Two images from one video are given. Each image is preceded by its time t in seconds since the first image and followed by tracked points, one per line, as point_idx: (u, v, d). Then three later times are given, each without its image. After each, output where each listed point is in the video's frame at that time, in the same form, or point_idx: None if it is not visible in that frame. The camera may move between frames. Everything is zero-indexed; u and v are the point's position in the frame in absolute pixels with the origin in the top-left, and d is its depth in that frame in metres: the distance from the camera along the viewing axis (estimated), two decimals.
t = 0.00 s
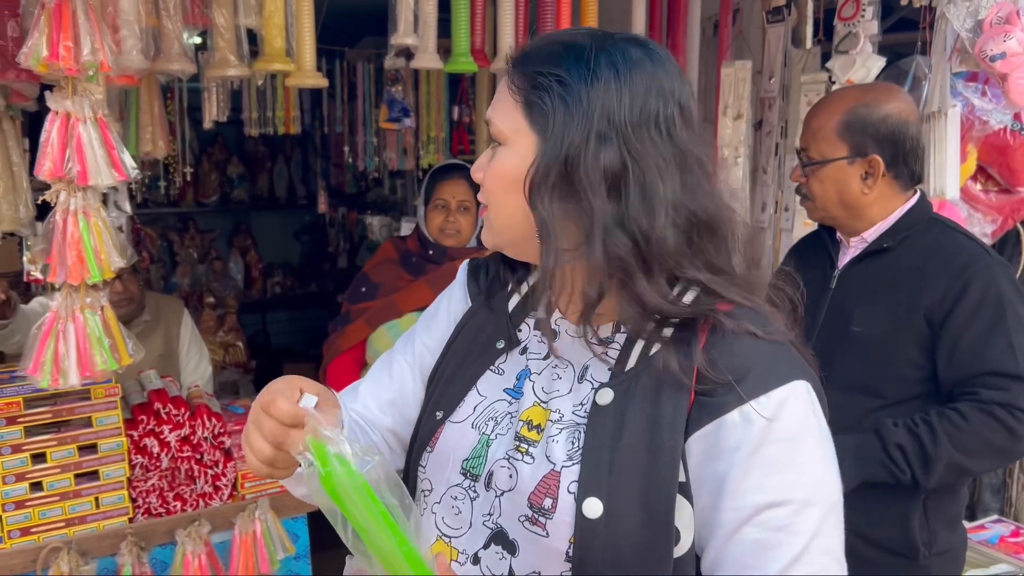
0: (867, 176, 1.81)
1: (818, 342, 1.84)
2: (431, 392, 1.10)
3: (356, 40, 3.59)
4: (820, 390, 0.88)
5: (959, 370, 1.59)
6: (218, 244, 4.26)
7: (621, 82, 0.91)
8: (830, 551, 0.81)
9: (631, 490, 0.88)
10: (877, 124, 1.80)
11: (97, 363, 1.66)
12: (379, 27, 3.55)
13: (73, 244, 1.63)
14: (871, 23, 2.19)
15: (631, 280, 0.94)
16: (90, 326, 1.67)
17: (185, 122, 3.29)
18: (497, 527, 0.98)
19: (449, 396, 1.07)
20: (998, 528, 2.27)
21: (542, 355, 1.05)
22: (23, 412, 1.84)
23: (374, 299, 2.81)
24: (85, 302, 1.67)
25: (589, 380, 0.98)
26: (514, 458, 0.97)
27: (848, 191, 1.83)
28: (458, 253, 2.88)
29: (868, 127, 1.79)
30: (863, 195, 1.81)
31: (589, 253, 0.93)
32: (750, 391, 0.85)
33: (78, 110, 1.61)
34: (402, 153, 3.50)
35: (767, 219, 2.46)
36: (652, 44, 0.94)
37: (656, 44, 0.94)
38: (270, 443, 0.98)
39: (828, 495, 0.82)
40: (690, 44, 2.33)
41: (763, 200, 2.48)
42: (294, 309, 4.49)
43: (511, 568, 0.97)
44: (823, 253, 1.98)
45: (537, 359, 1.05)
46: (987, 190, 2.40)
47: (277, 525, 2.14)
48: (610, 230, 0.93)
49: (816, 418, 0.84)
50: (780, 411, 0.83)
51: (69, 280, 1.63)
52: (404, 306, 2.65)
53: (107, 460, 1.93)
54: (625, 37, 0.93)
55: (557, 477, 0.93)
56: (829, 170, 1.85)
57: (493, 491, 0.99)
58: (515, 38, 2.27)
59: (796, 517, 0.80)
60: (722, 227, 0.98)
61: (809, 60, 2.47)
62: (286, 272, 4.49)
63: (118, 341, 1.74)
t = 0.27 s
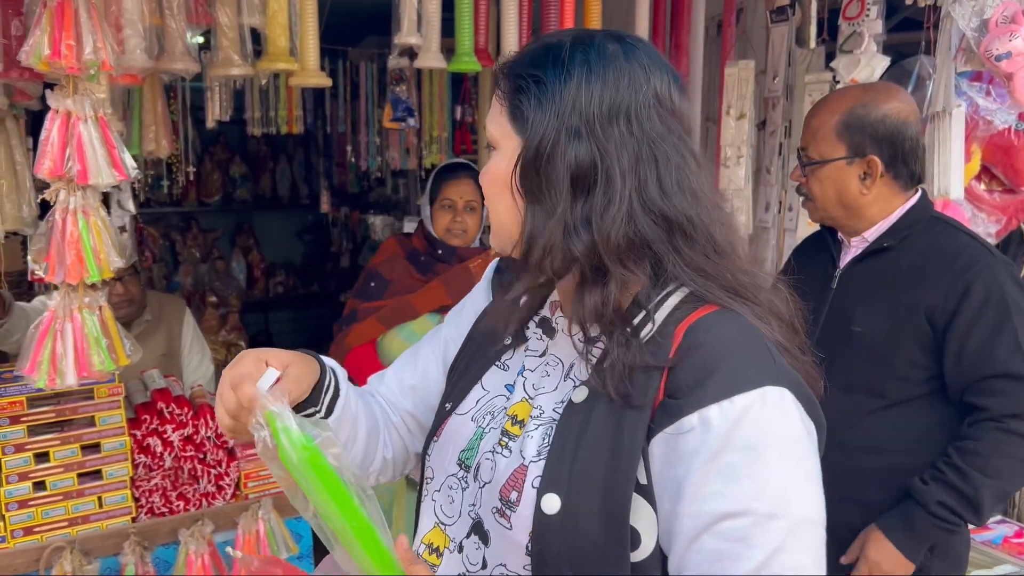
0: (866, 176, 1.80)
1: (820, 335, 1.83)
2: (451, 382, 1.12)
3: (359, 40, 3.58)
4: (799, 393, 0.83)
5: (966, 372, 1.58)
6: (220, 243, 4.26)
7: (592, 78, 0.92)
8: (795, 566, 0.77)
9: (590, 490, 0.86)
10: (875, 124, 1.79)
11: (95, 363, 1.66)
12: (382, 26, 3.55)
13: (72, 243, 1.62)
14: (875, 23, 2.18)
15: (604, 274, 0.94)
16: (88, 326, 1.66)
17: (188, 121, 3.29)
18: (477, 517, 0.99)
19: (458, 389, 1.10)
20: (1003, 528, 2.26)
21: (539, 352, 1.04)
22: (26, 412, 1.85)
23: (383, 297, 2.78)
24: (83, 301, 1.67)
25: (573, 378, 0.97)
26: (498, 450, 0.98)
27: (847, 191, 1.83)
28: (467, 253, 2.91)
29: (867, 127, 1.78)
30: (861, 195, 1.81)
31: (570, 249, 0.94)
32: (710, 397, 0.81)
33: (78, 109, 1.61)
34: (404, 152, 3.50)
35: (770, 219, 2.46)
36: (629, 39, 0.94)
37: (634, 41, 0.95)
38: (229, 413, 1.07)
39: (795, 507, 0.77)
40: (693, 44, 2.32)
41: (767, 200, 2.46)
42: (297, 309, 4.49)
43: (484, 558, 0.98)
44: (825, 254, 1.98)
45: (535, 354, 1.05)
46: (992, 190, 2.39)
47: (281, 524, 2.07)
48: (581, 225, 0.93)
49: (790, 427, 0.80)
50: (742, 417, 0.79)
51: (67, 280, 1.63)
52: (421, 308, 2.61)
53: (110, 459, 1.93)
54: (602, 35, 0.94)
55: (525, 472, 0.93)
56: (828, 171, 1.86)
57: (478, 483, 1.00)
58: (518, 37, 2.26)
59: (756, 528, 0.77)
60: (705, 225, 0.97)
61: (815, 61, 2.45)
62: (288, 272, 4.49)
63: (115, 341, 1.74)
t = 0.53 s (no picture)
0: (866, 176, 1.80)
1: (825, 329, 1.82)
2: (464, 377, 1.13)
3: (361, 39, 3.58)
4: (791, 405, 0.80)
5: (966, 372, 1.56)
6: (222, 243, 4.26)
7: (593, 79, 0.91)
8: None
9: (574, 492, 0.85)
10: (872, 124, 1.79)
11: (99, 363, 1.65)
12: (384, 26, 3.55)
13: (77, 243, 1.62)
14: (879, 23, 2.18)
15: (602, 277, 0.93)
16: (92, 325, 1.66)
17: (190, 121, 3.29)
18: (472, 513, 1.00)
19: (468, 385, 1.10)
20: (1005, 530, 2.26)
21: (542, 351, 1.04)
22: (28, 412, 1.85)
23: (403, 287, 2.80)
24: (87, 301, 1.67)
25: (570, 379, 0.97)
26: (495, 446, 0.98)
27: (848, 193, 1.83)
28: (474, 254, 2.94)
29: (863, 128, 1.79)
30: (862, 195, 1.81)
31: (568, 251, 0.94)
32: (698, 402, 0.80)
33: (82, 108, 1.61)
34: (406, 152, 3.50)
35: (773, 220, 2.43)
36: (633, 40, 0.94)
37: (638, 41, 0.94)
38: (221, 390, 1.08)
39: (780, 520, 0.75)
40: (696, 45, 2.32)
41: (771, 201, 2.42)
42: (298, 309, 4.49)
43: (476, 554, 0.98)
44: (826, 255, 1.98)
45: (539, 351, 1.04)
46: (996, 191, 2.39)
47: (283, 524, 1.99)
48: (581, 226, 0.93)
49: (779, 438, 0.77)
50: (727, 425, 0.78)
51: (73, 280, 1.62)
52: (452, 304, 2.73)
53: (112, 459, 1.93)
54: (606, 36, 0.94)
55: (513, 471, 0.92)
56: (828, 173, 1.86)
57: (475, 480, 1.00)
58: (521, 37, 2.26)
59: (738, 540, 0.75)
60: (707, 229, 0.96)
61: (819, 61, 2.47)
62: (289, 271, 4.49)
63: (119, 341, 1.73)
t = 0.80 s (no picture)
0: (862, 176, 1.80)
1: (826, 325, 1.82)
2: (466, 378, 1.13)
3: (362, 39, 3.58)
4: (797, 407, 0.80)
5: (967, 368, 1.56)
6: (222, 243, 4.26)
7: (600, 78, 0.91)
8: None
9: (578, 493, 0.85)
10: (869, 124, 1.79)
11: (109, 362, 1.65)
12: (385, 26, 3.55)
13: (85, 242, 1.62)
14: (881, 24, 2.18)
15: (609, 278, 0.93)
16: (102, 324, 1.66)
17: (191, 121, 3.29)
18: (475, 513, 1.00)
19: (472, 383, 1.09)
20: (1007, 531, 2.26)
21: (546, 352, 1.04)
22: (29, 411, 1.85)
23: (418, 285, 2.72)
24: (96, 300, 1.67)
25: (576, 379, 0.96)
26: (501, 445, 0.98)
27: (845, 193, 1.83)
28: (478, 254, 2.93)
29: (860, 128, 1.79)
30: (858, 195, 1.81)
31: (574, 251, 0.94)
32: (704, 404, 0.80)
33: (88, 108, 1.60)
34: (407, 152, 3.50)
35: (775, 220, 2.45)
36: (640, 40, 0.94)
37: (644, 41, 0.94)
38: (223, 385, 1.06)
39: (786, 523, 0.75)
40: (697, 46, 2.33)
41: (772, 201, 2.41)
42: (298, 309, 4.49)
43: (479, 554, 0.98)
44: (826, 255, 1.97)
45: (541, 353, 1.04)
46: (998, 192, 2.39)
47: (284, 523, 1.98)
48: (587, 227, 0.93)
49: (785, 441, 0.77)
50: (734, 426, 0.78)
51: (81, 279, 1.62)
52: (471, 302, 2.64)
53: (113, 459, 1.93)
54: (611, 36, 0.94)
55: (518, 471, 0.92)
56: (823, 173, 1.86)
57: (479, 480, 1.00)
58: (524, 37, 2.26)
59: (744, 542, 0.75)
60: (713, 229, 0.96)
61: (820, 61, 2.48)
62: (290, 271, 4.49)
63: (128, 339, 1.73)
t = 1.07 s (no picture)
0: (858, 175, 1.81)
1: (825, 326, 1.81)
2: (455, 382, 1.12)
3: (362, 39, 3.58)
4: (813, 395, 0.81)
5: (966, 366, 1.56)
6: (221, 244, 4.27)
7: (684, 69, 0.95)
8: (808, 567, 0.74)
9: (600, 490, 0.85)
10: (871, 123, 1.80)
11: (117, 361, 1.65)
12: (386, 26, 3.55)
13: (91, 242, 1.62)
14: (883, 25, 2.18)
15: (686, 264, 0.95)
16: (109, 323, 1.66)
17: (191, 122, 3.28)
18: (484, 517, 0.99)
19: (462, 389, 1.09)
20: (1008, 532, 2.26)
21: (547, 352, 1.04)
22: (29, 412, 1.86)
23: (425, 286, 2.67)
24: (103, 300, 1.67)
25: (583, 378, 0.96)
26: (506, 449, 0.97)
27: (841, 190, 1.84)
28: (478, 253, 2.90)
29: (862, 126, 1.80)
30: (855, 194, 1.82)
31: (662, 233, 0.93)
32: (725, 396, 0.80)
33: (93, 108, 1.60)
34: (407, 153, 3.50)
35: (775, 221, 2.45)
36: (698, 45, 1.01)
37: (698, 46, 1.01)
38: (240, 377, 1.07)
39: (809, 508, 0.76)
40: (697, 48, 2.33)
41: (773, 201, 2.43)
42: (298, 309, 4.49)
43: (492, 558, 0.97)
44: (823, 255, 1.97)
45: (542, 355, 1.04)
46: (998, 193, 2.39)
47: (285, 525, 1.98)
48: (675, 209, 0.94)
49: (803, 429, 0.78)
50: (756, 417, 0.78)
51: (88, 279, 1.62)
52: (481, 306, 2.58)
53: (113, 460, 1.93)
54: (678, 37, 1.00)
55: (535, 471, 0.92)
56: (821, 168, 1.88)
57: (484, 483, 1.00)
58: (525, 38, 2.26)
59: (769, 528, 0.75)
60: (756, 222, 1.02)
61: (821, 62, 2.44)
62: (289, 272, 4.48)
63: (136, 338, 1.72)
